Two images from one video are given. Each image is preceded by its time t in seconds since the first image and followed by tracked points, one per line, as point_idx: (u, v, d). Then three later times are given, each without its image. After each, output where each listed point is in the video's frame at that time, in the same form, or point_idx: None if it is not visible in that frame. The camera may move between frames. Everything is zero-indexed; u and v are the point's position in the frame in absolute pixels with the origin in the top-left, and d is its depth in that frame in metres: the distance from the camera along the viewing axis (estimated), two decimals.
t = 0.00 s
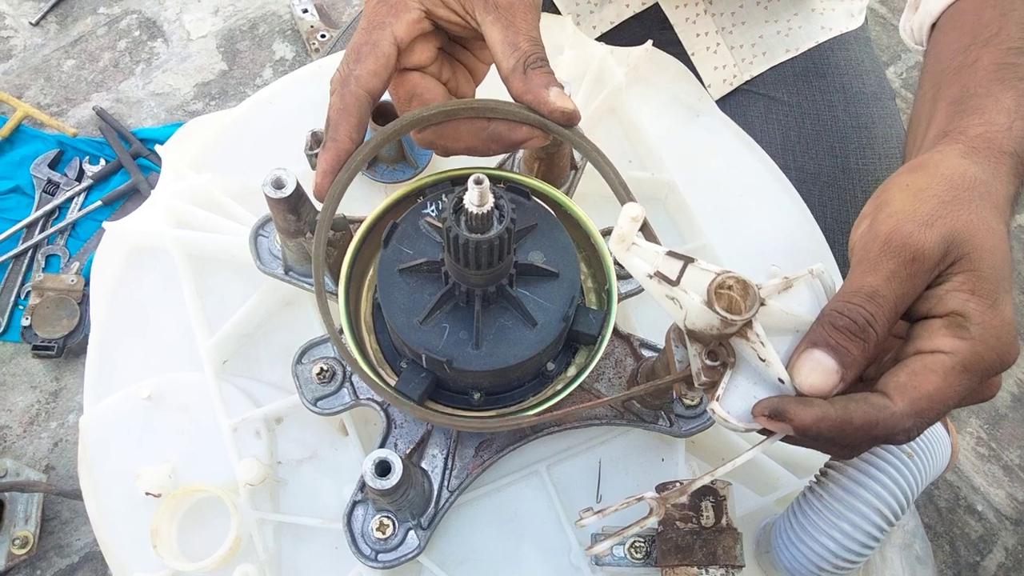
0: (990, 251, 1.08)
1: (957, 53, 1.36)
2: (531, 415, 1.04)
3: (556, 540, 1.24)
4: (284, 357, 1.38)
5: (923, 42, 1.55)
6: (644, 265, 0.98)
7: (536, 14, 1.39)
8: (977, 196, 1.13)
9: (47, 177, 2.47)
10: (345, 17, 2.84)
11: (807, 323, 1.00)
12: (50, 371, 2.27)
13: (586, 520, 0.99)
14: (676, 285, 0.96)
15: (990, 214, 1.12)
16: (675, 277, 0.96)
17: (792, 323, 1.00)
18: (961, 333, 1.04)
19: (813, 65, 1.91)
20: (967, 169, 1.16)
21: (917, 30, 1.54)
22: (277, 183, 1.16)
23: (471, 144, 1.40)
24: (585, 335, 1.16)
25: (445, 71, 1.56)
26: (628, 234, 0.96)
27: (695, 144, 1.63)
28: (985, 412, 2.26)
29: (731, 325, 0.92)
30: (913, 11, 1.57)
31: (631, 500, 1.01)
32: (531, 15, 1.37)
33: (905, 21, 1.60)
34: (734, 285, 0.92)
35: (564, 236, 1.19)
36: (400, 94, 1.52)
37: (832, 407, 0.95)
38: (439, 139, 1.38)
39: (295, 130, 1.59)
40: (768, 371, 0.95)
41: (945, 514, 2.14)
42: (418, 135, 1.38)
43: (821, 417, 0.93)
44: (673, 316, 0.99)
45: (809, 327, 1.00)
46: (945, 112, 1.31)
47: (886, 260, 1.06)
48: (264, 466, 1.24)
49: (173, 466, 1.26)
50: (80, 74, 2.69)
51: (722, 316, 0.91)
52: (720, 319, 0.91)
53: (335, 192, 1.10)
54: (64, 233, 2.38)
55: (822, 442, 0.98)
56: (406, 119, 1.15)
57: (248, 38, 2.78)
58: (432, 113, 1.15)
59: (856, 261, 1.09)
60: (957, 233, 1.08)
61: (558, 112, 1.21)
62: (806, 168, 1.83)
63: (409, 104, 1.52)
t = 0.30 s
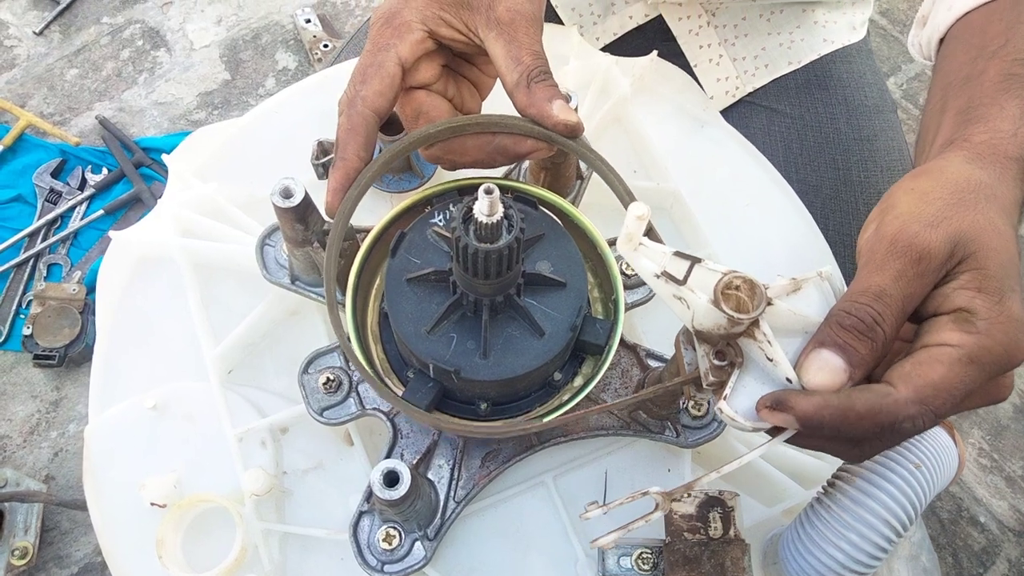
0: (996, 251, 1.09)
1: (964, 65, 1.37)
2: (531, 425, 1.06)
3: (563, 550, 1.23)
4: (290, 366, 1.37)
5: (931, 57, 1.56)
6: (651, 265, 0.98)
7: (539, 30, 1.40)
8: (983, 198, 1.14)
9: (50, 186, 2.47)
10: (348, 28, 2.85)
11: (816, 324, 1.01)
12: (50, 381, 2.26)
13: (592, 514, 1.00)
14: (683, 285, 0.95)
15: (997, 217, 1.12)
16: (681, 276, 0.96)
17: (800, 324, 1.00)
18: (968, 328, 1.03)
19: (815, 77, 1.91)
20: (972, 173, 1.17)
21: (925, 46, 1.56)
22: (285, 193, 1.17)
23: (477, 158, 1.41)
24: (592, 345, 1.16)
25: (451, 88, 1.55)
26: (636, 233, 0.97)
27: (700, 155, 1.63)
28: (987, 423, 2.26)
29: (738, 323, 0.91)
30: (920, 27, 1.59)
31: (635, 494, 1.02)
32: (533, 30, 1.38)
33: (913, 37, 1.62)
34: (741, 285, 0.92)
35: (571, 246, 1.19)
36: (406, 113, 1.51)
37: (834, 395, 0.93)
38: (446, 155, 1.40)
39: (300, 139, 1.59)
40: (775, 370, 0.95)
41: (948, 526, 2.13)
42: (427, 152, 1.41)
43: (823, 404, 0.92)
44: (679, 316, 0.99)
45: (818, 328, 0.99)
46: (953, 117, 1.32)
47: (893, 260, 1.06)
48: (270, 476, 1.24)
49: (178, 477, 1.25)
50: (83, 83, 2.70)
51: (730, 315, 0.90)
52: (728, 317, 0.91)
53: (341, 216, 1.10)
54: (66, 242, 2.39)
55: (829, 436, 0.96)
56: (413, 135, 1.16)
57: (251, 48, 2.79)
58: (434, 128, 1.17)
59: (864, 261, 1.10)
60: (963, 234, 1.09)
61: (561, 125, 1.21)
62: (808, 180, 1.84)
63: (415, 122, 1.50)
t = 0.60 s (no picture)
0: (972, 274, 1.09)
1: (958, 81, 1.38)
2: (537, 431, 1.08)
3: (564, 553, 1.24)
4: (292, 371, 1.38)
5: (932, 68, 1.57)
6: (646, 290, 1.00)
7: (539, 36, 1.42)
8: (960, 222, 1.14)
9: (52, 191, 2.48)
10: (350, 35, 2.87)
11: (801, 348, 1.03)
12: (52, 385, 2.27)
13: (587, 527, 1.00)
14: (677, 312, 0.97)
15: (974, 240, 1.12)
16: (676, 303, 0.97)
17: (785, 347, 1.03)
18: (935, 351, 1.04)
19: (814, 84, 1.93)
20: (952, 196, 1.17)
21: (926, 57, 1.57)
22: (290, 198, 1.18)
23: (477, 161, 1.42)
24: (594, 349, 1.17)
25: (451, 93, 1.56)
26: (632, 262, 0.99)
27: (701, 161, 1.64)
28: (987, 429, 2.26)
29: (728, 351, 0.92)
30: (920, 39, 1.60)
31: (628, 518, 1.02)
32: (534, 37, 1.40)
33: (913, 49, 1.63)
34: (733, 312, 0.92)
35: (573, 251, 1.20)
36: (406, 117, 1.52)
37: (809, 413, 0.95)
38: (446, 157, 1.41)
39: (302, 144, 1.60)
40: (762, 394, 0.98)
41: (948, 532, 2.14)
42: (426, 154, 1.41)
43: (799, 419, 0.94)
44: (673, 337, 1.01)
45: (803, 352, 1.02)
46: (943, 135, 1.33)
47: (869, 286, 1.08)
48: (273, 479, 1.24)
49: (182, 480, 1.26)
50: (86, 89, 2.71)
51: (721, 343, 0.92)
52: (717, 344, 0.92)
53: (342, 219, 1.09)
54: (68, 247, 2.40)
55: (804, 452, 0.98)
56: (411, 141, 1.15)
57: (254, 55, 2.80)
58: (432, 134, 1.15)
59: (842, 285, 1.12)
60: (938, 258, 1.09)
61: (561, 133, 1.22)
62: (808, 187, 1.85)
63: (415, 124, 1.50)
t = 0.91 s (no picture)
0: (970, 287, 1.10)
1: (954, 89, 1.40)
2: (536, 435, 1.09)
3: (559, 557, 1.24)
4: (289, 376, 1.38)
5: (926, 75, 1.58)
6: (643, 296, 0.99)
7: (533, 49, 1.42)
8: (960, 234, 1.15)
9: (49, 197, 2.48)
10: (348, 40, 2.88)
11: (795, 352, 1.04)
12: (48, 390, 2.27)
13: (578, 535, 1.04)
14: (671, 316, 0.97)
15: (973, 252, 1.13)
16: (670, 308, 0.97)
17: (780, 352, 1.03)
18: (933, 361, 1.05)
19: (809, 90, 1.94)
20: (953, 208, 1.18)
21: (920, 65, 1.58)
22: (287, 203, 1.18)
23: (474, 173, 1.43)
24: (590, 353, 1.17)
25: (447, 106, 1.58)
26: (626, 269, 0.99)
27: (697, 167, 1.65)
28: (982, 434, 2.27)
29: (723, 355, 0.93)
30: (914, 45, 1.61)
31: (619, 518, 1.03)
32: (528, 51, 1.40)
33: (908, 56, 1.64)
34: (726, 317, 0.94)
35: (569, 255, 1.21)
36: (403, 130, 1.52)
37: (803, 418, 0.96)
38: (444, 170, 1.42)
39: (300, 149, 1.61)
40: (756, 399, 0.98)
41: (943, 537, 2.14)
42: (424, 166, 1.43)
43: (792, 425, 0.95)
44: (667, 342, 1.01)
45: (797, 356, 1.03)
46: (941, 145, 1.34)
47: (869, 295, 1.08)
48: (270, 484, 1.24)
49: (179, 484, 1.26)
50: (83, 94, 2.71)
51: (714, 348, 0.92)
52: (712, 349, 0.93)
53: (342, 229, 1.10)
54: (64, 251, 2.40)
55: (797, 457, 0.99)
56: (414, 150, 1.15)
57: (251, 60, 2.81)
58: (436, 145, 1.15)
59: (841, 292, 1.12)
60: (937, 270, 1.10)
61: (555, 145, 1.23)
62: (803, 192, 1.86)
63: (412, 138, 1.52)
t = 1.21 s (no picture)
0: (947, 259, 1.12)
1: (940, 94, 1.42)
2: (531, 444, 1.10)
3: (557, 565, 1.25)
4: (287, 384, 1.39)
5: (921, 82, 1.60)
6: (631, 308, 1.00)
7: (522, 72, 1.43)
8: (933, 215, 1.17)
9: (47, 205, 2.49)
10: (346, 50, 2.90)
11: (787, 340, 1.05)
12: (44, 399, 2.27)
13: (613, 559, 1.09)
14: (662, 324, 0.98)
15: (945, 228, 1.16)
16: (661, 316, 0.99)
17: (773, 342, 1.04)
18: (919, 328, 1.07)
19: (804, 101, 1.96)
20: (923, 193, 1.21)
21: (916, 70, 1.59)
22: (286, 213, 1.19)
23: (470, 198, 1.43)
24: (586, 362, 1.18)
25: (441, 128, 1.59)
26: (612, 283, 0.99)
27: (694, 178, 1.67)
28: (977, 442, 2.28)
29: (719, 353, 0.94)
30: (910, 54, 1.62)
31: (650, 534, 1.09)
32: (518, 75, 1.41)
33: (904, 65, 1.65)
34: (717, 316, 0.94)
35: (565, 265, 1.22)
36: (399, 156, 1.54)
37: (800, 394, 0.98)
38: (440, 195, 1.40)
39: (298, 159, 1.62)
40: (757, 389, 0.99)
41: (939, 545, 2.15)
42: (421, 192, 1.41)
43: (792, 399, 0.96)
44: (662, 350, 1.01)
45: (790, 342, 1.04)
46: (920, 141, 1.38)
47: (850, 271, 1.11)
48: (268, 492, 1.25)
49: (176, 492, 1.26)
50: (82, 103, 2.73)
51: (711, 347, 0.93)
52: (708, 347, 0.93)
53: (345, 248, 1.12)
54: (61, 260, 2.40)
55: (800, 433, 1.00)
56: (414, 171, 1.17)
57: (250, 69, 2.83)
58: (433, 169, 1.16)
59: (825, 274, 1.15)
60: (912, 245, 1.13)
61: (547, 168, 1.24)
62: (798, 203, 1.87)
63: (408, 164, 1.54)
